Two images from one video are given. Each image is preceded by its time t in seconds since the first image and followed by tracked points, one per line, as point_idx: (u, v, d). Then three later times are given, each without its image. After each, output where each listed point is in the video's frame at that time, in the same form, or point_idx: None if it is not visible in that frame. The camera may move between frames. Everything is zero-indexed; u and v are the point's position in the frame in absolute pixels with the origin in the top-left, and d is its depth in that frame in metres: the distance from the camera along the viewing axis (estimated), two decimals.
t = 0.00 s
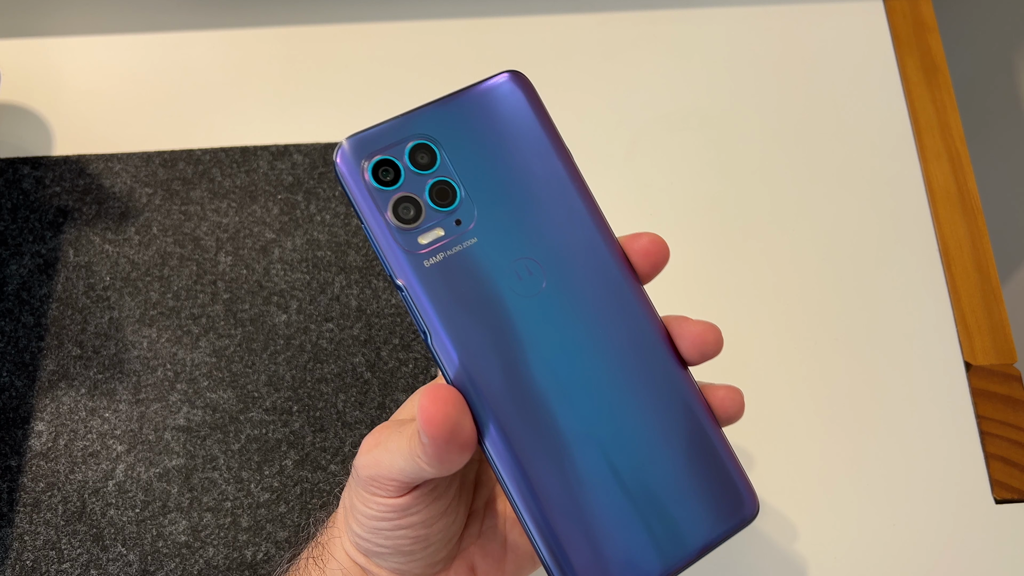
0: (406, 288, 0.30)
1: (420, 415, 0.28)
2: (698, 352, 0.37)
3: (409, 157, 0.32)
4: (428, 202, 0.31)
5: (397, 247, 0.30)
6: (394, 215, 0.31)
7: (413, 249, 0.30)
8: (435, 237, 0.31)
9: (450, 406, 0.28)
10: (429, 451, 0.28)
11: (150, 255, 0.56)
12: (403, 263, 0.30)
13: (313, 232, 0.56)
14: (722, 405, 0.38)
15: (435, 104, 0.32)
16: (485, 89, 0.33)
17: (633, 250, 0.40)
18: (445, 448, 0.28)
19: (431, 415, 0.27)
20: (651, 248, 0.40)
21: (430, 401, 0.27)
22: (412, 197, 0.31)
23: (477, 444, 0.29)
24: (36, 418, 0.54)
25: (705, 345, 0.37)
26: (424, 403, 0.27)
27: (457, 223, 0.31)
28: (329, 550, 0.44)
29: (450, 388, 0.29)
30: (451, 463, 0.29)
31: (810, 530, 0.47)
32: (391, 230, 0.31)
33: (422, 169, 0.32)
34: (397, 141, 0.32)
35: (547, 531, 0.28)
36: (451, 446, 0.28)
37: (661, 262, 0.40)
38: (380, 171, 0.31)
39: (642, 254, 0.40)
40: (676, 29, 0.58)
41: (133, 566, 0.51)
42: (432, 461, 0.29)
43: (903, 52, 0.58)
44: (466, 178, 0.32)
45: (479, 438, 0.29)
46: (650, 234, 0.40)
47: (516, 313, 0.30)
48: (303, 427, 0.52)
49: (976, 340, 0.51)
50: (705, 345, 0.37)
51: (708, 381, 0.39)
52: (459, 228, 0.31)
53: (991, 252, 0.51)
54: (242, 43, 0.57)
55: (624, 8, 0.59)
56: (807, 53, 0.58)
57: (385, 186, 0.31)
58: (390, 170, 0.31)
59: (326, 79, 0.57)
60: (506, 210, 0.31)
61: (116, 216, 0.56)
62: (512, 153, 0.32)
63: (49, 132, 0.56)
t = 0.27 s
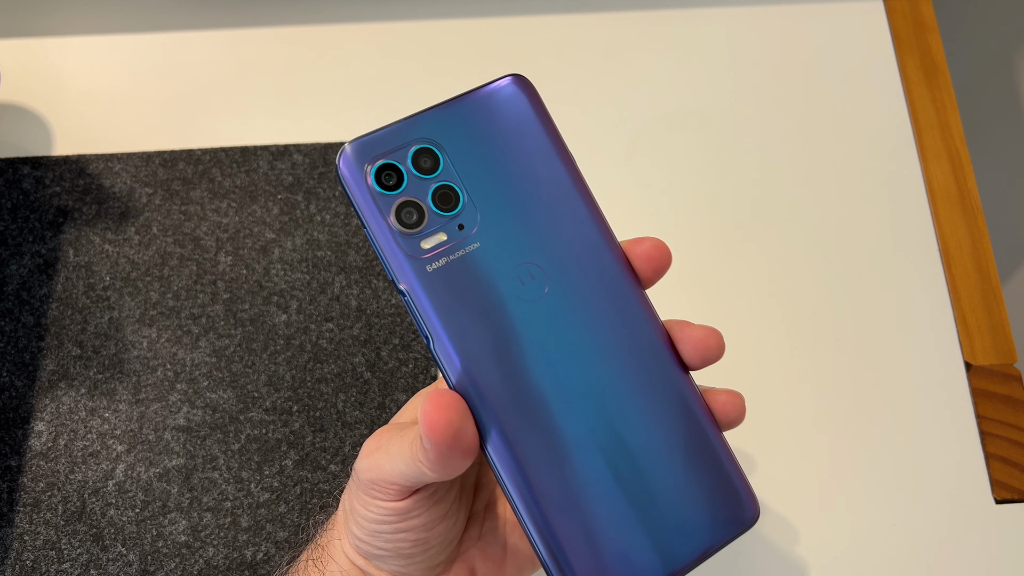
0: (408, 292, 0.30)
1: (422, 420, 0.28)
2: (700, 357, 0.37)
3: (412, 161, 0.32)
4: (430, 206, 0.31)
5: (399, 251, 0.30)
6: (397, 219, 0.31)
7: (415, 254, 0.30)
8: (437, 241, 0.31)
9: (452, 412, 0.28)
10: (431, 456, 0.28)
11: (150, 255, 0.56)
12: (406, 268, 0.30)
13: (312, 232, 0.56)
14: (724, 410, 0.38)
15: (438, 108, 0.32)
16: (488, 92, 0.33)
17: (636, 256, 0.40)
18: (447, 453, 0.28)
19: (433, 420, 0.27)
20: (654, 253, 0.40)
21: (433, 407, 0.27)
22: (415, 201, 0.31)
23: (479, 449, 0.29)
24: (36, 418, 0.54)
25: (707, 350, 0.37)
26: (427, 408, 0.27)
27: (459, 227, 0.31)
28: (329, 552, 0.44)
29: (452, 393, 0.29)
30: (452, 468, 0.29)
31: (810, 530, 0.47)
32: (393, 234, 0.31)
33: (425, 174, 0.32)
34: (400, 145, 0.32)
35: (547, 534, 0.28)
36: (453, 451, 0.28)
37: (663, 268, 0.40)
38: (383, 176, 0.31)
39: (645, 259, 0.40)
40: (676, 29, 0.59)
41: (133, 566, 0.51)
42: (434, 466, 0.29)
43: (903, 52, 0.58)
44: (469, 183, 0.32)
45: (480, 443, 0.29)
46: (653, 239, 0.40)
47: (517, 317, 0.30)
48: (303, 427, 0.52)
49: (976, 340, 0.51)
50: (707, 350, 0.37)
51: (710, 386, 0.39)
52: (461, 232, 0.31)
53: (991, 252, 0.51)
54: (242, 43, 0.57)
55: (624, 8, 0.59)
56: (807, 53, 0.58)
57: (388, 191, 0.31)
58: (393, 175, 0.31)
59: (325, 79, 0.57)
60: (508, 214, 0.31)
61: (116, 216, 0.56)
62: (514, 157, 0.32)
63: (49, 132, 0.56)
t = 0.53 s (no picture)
0: (408, 292, 0.30)
1: (422, 419, 0.28)
2: (699, 356, 0.37)
3: (412, 161, 0.32)
4: (430, 206, 0.31)
5: (399, 250, 0.30)
6: (397, 219, 0.31)
7: (415, 253, 0.30)
8: (437, 241, 0.31)
9: (452, 411, 0.28)
10: (431, 455, 0.28)
11: (150, 255, 0.56)
12: (406, 267, 0.30)
13: (312, 232, 0.56)
14: (723, 409, 0.38)
15: (438, 107, 0.32)
16: (489, 91, 0.33)
17: (636, 255, 0.40)
18: (447, 452, 0.28)
19: (434, 419, 0.27)
20: (654, 253, 0.40)
21: (433, 405, 0.27)
22: (415, 201, 0.31)
23: (478, 447, 0.29)
24: (36, 418, 0.54)
25: (706, 348, 0.37)
26: (427, 407, 0.27)
27: (459, 227, 0.31)
28: (329, 552, 0.44)
29: (452, 393, 0.29)
30: (453, 466, 0.29)
31: (811, 530, 0.47)
32: (393, 233, 0.31)
33: (425, 173, 0.32)
34: (401, 145, 0.32)
35: (547, 534, 0.28)
36: (453, 450, 0.28)
37: (663, 267, 0.40)
38: (383, 175, 0.31)
39: (643, 259, 0.40)
40: (676, 29, 0.59)
41: (133, 566, 0.51)
42: (434, 465, 0.29)
43: (903, 52, 0.58)
44: (469, 183, 0.32)
45: (480, 442, 0.29)
46: (653, 239, 0.40)
47: (517, 317, 0.30)
48: (303, 427, 0.52)
49: (976, 340, 0.51)
50: (706, 348, 0.37)
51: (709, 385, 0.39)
52: (461, 232, 0.31)
53: (991, 252, 0.51)
54: (242, 43, 0.57)
55: (624, 8, 0.59)
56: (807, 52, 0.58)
57: (388, 190, 0.31)
58: (393, 174, 0.31)
59: (325, 79, 0.57)
60: (508, 213, 0.31)
61: (116, 216, 0.56)
62: (514, 157, 0.32)
63: (48, 132, 0.56)
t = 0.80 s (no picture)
0: (406, 290, 0.30)
1: (421, 416, 0.28)
2: (697, 353, 0.37)
3: (410, 159, 0.32)
4: (428, 204, 0.31)
5: (398, 249, 0.30)
6: (395, 217, 0.31)
7: (413, 251, 0.30)
8: (436, 238, 0.31)
9: (451, 408, 0.28)
10: (430, 452, 0.28)
11: (150, 255, 0.56)
12: (404, 265, 0.30)
13: (312, 232, 0.56)
14: (721, 406, 0.38)
15: (436, 106, 0.32)
16: (486, 89, 0.33)
17: (632, 252, 0.40)
18: (446, 449, 0.28)
19: (433, 417, 0.27)
20: (650, 250, 0.40)
21: (432, 402, 0.27)
22: (413, 199, 0.31)
23: (477, 444, 0.29)
24: (36, 418, 0.54)
25: (703, 346, 0.37)
26: (425, 403, 0.27)
27: (457, 225, 0.31)
28: (329, 551, 0.44)
29: (451, 390, 0.29)
30: (452, 463, 0.29)
31: (811, 531, 0.47)
32: (391, 232, 0.31)
33: (423, 171, 0.32)
34: (398, 143, 0.32)
35: (546, 531, 0.28)
36: (452, 447, 0.28)
37: (658, 264, 0.40)
38: (381, 174, 0.31)
39: (639, 256, 0.40)
40: (676, 29, 0.58)
41: (133, 566, 0.51)
42: (433, 462, 0.29)
43: (903, 52, 0.58)
44: (466, 181, 0.32)
45: (479, 439, 0.29)
46: (648, 236, 0.40)
47: (515, 314, 0.30)
48: (303, 427, 0.52)
49: (976, 340, 0.51)
50: (703, 346, 0.37)
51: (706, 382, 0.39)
52: (459, 230, 0.31)
53: (991, 252, 0.51)
54: (242, 43, 0.57)
55: (624, 8, 0.59)
56: (807, 52, 0.58)
57: (386, 189, 0.31)
58: (391, 173, 0.31)
59: (325, 79, 0.57)
60: (506, 211, 0.31)
61: (116, 216, 0.56)
62: (512, 155, 0.32)
63: (49, 132, 0.56)
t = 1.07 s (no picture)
0: (409, 292, 0.30)
1: (425, 419, 0.28)
2: (698, 355, 0.37)
3: (413, 161, 0.32)
4: (431, 206, 0.31)
5: (401, 251, 0.30)
6: (398, 220, 0.31)
7: (416, 254, 0.30)
8: (438, 241, 0.31)
9: (455, 411, 0.28)
10: (433, 455, 0.28)
11: (150, 255, 0.56)
12: (406, 268, 0.30)
13: (313, 232, 0.56)
14: (723, 408, 0.38)
15: (438, 108, 0.32)
16: (488, 91, 0.33)
17: (634, 255, 0.40)
18: (449, 452, 0.28)
19: (437, 420, 0.27)
20: (653, 253, 0.40)
21: (436, 406, 0.27)
22: (415, 201, 0.31)
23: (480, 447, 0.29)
24: (36, 418, 0.54)
25: (705, 347, 0.37)
26: (430, 408, 0.27)
27: (460, 227, 0.31)
28: (329, 552, 0.44)
29: (453, 393, 0.29)
30: (456, 466, 0.29)
31: (810, 531, 0.47)
32: (394, 234, 0.31)
33: (426, 174, 0.32)
34: (401, 145, 0.32)
35: (548, 532, 0.28)
36: (455, 450, 0.28)
37: (662, 267, 0.40)
38: (383, 176, 0.31)
39: (642, 258, 0.40)
40: (676, 29, 0.58)
41: (133, 566, 0.51)
42: (436, 464, 0.29)
43: (903, 52, 0.58)
44: (469, 183, 0.32)
45: (482, 442, 0.29)
46: (651, 239, 0.40)
47: (517, 316, 0.30)
48: (303, 427, 0.52)
49: (977, 340, 0.51)
50: (705, 347, 0.37)
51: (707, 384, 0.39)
52: (461, 231, 0.31)
53: (991, 252, 0.51)
54: (243, 43, 0.57)
55: (624, 8, 0.59)
56: (807, 52, 0.58)
57: (389, 191, 0.31)
58: (393, 175, 0.31)
59: (325, 79, 0.57)
60: (508, 212, 0.32)
61: (116, 216, 0.56)
62: (514, 156, 0.32)
63: (48, 132, 0.56)
